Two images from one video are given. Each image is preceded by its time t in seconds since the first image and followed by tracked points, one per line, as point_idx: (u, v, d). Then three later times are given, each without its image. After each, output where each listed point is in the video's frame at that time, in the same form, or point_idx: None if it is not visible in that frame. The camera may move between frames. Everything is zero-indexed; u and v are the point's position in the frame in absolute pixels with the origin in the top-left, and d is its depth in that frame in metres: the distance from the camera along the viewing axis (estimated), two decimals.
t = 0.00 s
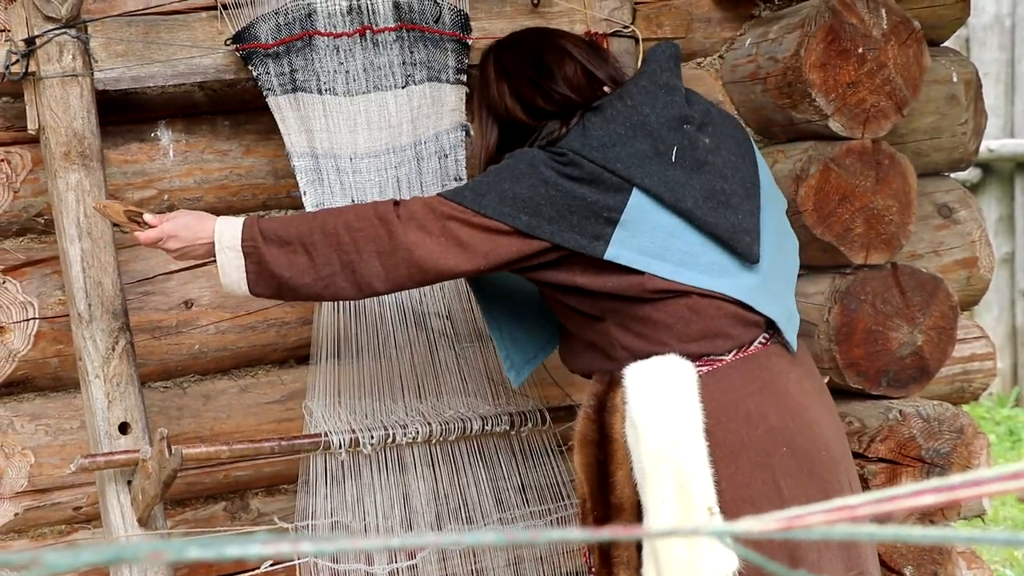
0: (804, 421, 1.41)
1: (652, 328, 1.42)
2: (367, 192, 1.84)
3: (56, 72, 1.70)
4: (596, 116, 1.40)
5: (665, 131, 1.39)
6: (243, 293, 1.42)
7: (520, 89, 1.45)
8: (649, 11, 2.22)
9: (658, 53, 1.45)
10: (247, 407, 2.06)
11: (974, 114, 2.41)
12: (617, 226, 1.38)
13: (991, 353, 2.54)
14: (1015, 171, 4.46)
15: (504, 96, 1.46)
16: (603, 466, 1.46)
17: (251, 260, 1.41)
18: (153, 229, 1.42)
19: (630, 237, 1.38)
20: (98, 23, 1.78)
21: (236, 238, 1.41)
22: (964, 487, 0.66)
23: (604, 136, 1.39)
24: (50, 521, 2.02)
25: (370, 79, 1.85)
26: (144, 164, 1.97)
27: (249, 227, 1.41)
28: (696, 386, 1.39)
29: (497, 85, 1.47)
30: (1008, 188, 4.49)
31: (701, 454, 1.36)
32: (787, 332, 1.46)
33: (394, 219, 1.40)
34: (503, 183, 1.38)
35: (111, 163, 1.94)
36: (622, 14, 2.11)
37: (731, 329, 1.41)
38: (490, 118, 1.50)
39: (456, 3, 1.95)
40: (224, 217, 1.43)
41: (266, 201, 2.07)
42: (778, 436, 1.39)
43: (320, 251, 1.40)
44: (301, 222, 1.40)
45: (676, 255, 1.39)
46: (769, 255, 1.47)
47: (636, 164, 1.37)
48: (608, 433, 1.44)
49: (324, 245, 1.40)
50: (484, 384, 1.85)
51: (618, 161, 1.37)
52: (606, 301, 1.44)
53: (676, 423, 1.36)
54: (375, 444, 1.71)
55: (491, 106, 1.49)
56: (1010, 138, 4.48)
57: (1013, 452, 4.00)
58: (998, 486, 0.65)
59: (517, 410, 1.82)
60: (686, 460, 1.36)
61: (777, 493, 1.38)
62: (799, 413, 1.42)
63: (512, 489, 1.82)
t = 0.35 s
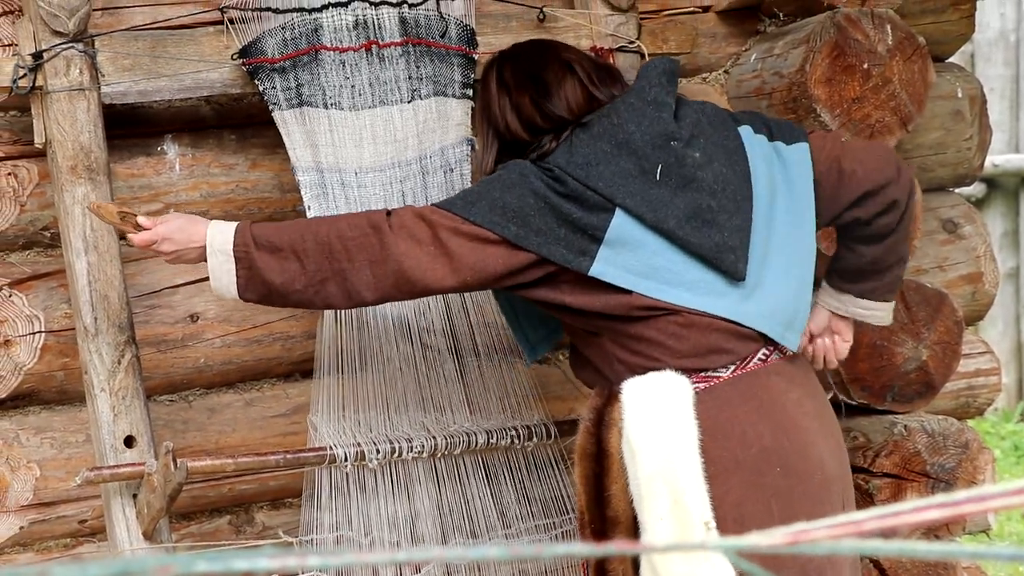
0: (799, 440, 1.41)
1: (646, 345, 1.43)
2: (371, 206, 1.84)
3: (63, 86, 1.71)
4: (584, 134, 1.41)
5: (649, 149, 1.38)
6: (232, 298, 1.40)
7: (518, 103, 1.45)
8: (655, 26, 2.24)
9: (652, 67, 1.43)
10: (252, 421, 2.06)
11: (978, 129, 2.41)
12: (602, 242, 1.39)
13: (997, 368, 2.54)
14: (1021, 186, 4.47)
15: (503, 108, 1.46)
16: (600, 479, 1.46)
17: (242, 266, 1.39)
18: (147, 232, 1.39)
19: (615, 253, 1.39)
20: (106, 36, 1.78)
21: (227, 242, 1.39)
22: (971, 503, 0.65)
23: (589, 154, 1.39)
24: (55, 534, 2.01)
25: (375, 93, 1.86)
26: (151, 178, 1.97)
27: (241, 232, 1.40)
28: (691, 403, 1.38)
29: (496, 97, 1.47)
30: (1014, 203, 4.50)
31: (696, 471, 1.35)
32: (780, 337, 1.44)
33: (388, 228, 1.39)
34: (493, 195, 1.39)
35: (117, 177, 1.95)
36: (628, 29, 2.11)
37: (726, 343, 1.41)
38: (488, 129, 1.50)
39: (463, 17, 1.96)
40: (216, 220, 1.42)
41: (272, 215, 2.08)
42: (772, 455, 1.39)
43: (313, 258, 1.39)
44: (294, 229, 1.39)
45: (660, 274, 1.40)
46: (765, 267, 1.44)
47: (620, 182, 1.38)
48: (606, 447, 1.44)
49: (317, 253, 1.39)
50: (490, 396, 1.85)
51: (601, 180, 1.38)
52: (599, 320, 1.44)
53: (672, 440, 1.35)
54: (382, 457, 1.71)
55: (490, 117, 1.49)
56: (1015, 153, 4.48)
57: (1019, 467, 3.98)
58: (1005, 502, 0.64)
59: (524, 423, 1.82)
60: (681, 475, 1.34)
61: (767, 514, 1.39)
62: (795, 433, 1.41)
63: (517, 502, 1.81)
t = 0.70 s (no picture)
0: (797, 464, 1.37)
1: (650, 355, 1.41)
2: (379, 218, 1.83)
3: (73, 99, 1.72)
4: (598, 142, 1.37)
5: (665, 164, 1.35)
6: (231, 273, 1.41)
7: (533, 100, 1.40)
8: (662, 37, 2.26)
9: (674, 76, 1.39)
10: (262, 431, 2.07)
11: (987, 139, 2.41)
12: (611, 254, 1.36)
13: (1006, 378, 2.53)
14: None
15: (515, 102, 1.41)
16: (596, 485, 1.45)
17: (247, 243, 1.40)
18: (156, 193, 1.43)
19: (623, 266, 1.36)
20: (116, 49, 1.79)
21: (235, 216, 1.40)
22: (983, 513, 0.61)
23: (603, 164, 1.35)
24: (65, 545, 2.02)
25: (384, 105, 1.86)
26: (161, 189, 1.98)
27: (249, 209, 1.40)
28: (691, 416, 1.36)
29: (509, 90, 1.42)
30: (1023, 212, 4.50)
31: (686, 483, 1.34)
32: (785, 360, 1.42)
33: (390, 224, 1.38)
34: (502, 202, 1.36)
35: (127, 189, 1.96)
36: (636, 40, 2.10)
37: (737, 358, 1.39)
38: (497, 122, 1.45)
39: (472, 29, 1.97)
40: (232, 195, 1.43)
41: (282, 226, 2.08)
42: (767, 475, 1.36)
43: (314, 245, 1.38)
44: (301, 213, 1.39)
45: (668, 290, 1.37)
46: (772, 287, 1.43)
47: (632, 195, 1.35)
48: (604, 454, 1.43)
49: (320, 241, 1.38)
50: (500, 406, 1.84)
51: (614, 192, 1.34)
52: (603, 330, 1.42)
53: (666, 451, 1.33)
54: (390, 468, 1.71)
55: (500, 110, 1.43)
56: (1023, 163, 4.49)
57: None
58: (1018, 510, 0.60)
59: (535, 433, 1.82)
60: (671, 487, 1.33)
61: (755, 533, 1.35)
62: (795, 455, 1.37)
63: (527, 513, 1.81)
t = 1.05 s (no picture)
0: (790, 484, 1.34)
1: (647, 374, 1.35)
2: (388, 224, 1.83)
3: (84, 104, 1.72)
4: (617, 160, 1.30)
5: (689, 185, 1.28)
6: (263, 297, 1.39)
7: (542, 96, 1.34)
8: (672, 42, 2.26)
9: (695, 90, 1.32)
10: (271, 436, 2.07)
11: (996, 144, 2.41)
12: (627, 283, 1.30)
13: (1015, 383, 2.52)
14: None
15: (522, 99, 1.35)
16: (576, 503, 1.40)
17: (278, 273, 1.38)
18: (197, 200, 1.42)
19: (640, 295, 1.30)
20: (126, 54, 1.80)
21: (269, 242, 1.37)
22: (991, 519, 0.60)
23: (623, 185, 1.29)
24: (74, 550, 2.02)
25: (393, 110, 1.86)
26: (170, 194, 1.99)
27: (281, 236, 1.38)
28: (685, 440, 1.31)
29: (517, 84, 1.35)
30: None
31: (680, 509, 1.29)
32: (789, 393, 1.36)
33: (405, 274, 1.32)
34: (512, 239, 1.29)
35: (137, 194, 1.97)
36: (647, 45, 2.11)
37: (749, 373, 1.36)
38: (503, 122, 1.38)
39: (482, 34, 1.96)
40: (270, 216, 1.40)
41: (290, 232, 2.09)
42: (762, 497, 1.32)
43: (335, 286, 1.34)
44: (325, 249, 1.35)
45: (687, 318, 1.31)
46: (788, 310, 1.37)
47: (653, 219, 1.28)
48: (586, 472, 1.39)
49: (341, 284, 1.34)
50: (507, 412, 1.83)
51: (635, 215, 1.28)
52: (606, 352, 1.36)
53: (660, 476, 1.28)
54: (398, 474, 1.71)
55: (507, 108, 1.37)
56: None
57: None
58: None
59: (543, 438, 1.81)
60: (664, 514, 1.28)
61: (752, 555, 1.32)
62: (788, 475, 1.34)
63: (535, 518, 1.81)
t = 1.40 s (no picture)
0: (744, 502, 1.30)
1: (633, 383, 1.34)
2: (383, 228, 1.83)
3: (79, 108, 1.71)
4: (621, 147, 1.30)
5: (690, 180, 1.29)
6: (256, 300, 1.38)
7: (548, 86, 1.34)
8: (668, 46, 2.26)
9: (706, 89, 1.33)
10: (267, 440, 2.07)
11: (992, 147, 2.41)
12: (618, 271, 1.29)
13: (1011, 386, 2.53)
14: None
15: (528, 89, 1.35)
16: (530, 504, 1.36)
17: (271, 275, 1.37)
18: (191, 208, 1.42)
19: (630, 285, 1.29)
20: (121, 58, 1.79)
21: (262, 243, 1.37)
22: (986, 523, 0.59)
23: (625, 172, 1.29)
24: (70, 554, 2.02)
25: (389, 114, 1.86)
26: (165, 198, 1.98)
27: (275, 235, 1.37)
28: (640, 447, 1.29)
29: (524, 75, 1.35)
30: None
31: (633, 514, 1.25)
32: (787, 412, 1.34)
33: (395, 262, 1.31)
34: (507, 222, 1.29)
35: (132, 198, 1.96)
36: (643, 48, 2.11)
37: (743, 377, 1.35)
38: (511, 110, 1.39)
39: (478, 38, 1.97)
40: (264, 219, 1.40)
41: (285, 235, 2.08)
42: (712, 513, 1.29)
43: (327, 281, 1.33)
44: (318, 244, 1.34)
45: (678, 317, 1.30)
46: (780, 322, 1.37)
47: (651, 209, 1.28)
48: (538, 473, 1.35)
49: (332, 277, 1.33)
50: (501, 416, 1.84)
51: (634, 203, 1.28)
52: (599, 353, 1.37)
53: (609, 480, 1.25)
54: (394, 477, 1.72)
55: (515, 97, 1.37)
56: None
57: None
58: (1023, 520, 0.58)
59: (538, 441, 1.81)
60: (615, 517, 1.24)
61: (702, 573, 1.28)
62: (740, 493, 1.31)
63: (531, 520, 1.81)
